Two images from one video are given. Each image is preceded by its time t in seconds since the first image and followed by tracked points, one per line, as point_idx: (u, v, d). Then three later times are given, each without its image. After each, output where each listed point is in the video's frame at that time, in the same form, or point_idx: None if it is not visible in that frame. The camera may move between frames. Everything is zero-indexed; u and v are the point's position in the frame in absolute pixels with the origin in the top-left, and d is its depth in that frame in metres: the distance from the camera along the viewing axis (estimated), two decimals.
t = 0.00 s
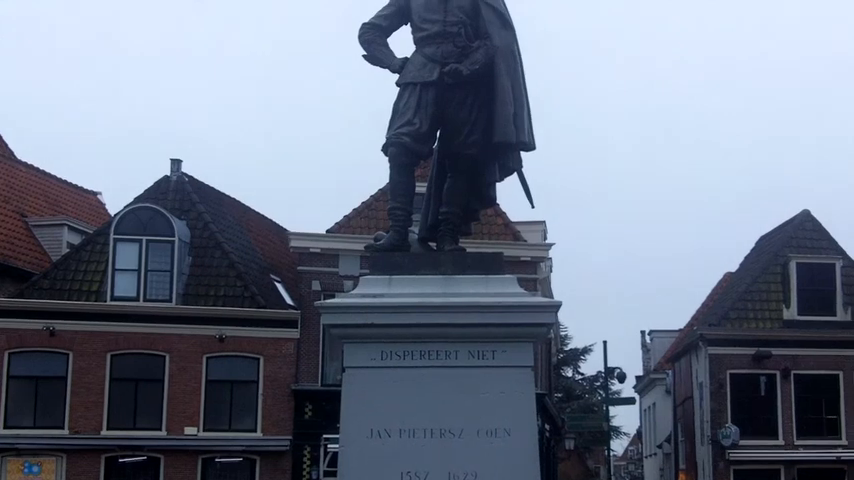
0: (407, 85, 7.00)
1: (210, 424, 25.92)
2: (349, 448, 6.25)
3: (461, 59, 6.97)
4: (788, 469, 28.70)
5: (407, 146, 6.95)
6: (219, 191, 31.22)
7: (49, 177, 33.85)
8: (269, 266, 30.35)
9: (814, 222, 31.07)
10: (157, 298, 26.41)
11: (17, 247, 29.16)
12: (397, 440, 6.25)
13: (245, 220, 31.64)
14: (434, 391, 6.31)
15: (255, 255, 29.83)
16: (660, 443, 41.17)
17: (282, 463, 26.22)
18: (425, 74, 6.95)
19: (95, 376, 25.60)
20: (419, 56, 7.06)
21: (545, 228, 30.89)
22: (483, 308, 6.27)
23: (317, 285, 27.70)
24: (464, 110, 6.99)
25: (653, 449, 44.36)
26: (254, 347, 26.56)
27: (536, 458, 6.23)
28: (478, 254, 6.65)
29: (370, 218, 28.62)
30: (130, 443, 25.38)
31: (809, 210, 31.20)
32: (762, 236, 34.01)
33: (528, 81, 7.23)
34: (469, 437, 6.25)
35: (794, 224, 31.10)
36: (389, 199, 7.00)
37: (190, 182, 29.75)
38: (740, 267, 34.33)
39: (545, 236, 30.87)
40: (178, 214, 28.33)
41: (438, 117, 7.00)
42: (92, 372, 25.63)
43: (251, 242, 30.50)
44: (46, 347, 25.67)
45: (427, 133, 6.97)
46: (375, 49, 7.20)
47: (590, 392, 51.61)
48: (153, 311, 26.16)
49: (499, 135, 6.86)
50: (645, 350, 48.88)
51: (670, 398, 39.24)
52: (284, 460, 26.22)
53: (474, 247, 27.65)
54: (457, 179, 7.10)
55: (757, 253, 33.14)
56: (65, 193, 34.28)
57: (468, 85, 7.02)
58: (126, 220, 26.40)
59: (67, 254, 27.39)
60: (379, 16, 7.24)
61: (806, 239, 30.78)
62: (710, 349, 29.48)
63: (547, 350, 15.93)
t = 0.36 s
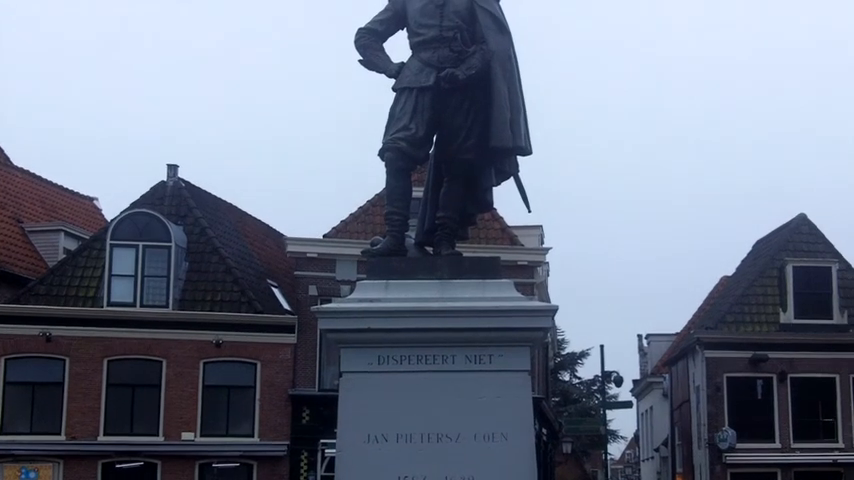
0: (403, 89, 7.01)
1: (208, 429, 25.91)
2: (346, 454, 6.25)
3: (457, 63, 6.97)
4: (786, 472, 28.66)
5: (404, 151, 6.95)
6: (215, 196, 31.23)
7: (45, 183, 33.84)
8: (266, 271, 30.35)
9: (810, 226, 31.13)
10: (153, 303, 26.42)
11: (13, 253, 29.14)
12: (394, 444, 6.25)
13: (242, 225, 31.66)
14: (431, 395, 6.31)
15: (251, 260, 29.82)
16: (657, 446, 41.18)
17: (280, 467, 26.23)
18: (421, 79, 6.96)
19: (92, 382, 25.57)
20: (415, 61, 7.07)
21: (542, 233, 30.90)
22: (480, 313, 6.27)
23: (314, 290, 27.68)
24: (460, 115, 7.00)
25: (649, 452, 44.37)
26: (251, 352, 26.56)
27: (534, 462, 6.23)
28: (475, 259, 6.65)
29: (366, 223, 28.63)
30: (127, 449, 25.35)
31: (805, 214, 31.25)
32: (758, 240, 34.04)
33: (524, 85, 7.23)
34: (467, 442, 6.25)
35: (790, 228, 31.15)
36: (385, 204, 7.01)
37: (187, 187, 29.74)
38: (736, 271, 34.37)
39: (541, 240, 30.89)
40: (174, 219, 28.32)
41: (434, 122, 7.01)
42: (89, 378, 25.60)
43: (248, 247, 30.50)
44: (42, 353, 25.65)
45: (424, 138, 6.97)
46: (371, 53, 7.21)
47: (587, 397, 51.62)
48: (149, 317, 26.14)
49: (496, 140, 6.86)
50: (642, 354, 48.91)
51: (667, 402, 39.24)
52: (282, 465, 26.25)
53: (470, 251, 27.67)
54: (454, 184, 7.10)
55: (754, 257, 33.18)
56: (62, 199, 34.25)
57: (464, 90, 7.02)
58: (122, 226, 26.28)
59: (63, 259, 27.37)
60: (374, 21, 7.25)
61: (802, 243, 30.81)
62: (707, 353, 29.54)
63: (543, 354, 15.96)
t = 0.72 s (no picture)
0: (396, 94, 7.00)
1: (200, 435, 25.85)
2: (339, 460, 6.23)
3: (450, 69, 6.96)
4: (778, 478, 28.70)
5: (397, 157, 6.94)
6: (207, 201, 31.19)
7: (38, 189, 33.80)
8: (259, 277, 30.32)
9: (802, 232, 31.17)
10: (146, 310, 26.36)
11: (6, 259, 29.09)
12: (386, 451, 6.24)
13: (235, 231, 31.63)
14: (423, 401, 6.30)
15: (244, 265, 29.79)
16: (650, 451, 41.21)
17: (272, 473, 26.17)
18: (414, 83, 6.95)
19: (84, 388, 25.52)
20: (408, 66, 7.06)
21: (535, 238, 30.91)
22: (472, 318, 6.27)
23: (307, 296, 27.70)
24: (453, 120, 6.99)
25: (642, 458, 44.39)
26: (244, 358, 26.53)
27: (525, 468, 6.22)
28: (467, 264, 6.65)
29: (359, 229, 28.59)
30: (119, 455, 25.30)
31: (797, 220, 31.27)
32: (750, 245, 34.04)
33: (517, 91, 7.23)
34: (460, 448, 6.24)
35: (782, 234, 31.17)
36: (378, 209, 6.99)
37: (179, 193, 29.70)
38: (729, 276, 34.40)
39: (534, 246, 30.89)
40: (167, 225, 28.28)
41: (427, 127, 7.00)
42: (81, 384, 25.55)
43: (240, 253, 30.45)
44: (34, 359, 25.58)
45: (416, 143, 6.97)
46: (365, 58, 7.20)
47: (580, 402, 51.64)
48: (141, 323, 26.10)
49: (489, 145, 6.86)
50: (635, 360, 48.95)
51: (660, 408, 39.27)
52: (275, 472, 26.18)
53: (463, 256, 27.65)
54: (446, 190, 7.10)
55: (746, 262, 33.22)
56: (54, 204, 34.18)
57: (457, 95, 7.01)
58: (114, 232, 26.31)
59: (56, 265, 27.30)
60: (367, 26, 7.24)
61: (795, 248, 30.85)
62: (700, 358, 29.44)
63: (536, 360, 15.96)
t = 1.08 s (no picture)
0: (388, 101, 6.98)
1: (191, 443, 25.80)
2: (331, 467, 6.21)
3: (441, 76, 6.95)
4: None
5: (389, 163, 6.93)
6: (199, 208, 31.13)
7: (29, 196, 33.76)
8: (251, 284, 30.27)
9: (793, 239, 31.19)
10: (137, 316, 26.28)
11: None
12: (377, 458, 6.21)
13: (226, 238, 31.59)
14: (415, 408, 6.28)
15: (235, 272, 29.75)
16: (642, 459, 41.19)
17: None
18: (406, 90, 6.94)
19: (74, 395, 25.44)
20: (400, 73, 7.05)
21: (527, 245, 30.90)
22: (464, 326, 6.24)
23: (298, 303, 27.57)
24: (445, 127, 6.97)
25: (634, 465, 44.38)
26: (236, 365, 26.46)
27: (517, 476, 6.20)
28: (459, 271, 6.62)
29: (351, 235, 28.56)
30: (109, 463, 25.25)
31: (788, 227, 31.29)
32: (742, 253, 34.06)
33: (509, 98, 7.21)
34: (451, 456, 6.22)
35: (773, 241, 31.18)
36: (371, 216, 6.97)
37: (171, 200, 29.65)
38: (720, 283, 34.42)
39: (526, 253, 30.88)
40: (158, 232, 28.21)
41: (419, 134, 6.98)
42: (72, 391, 25.47)
43: (232, 260, 30.41)
44: (25, 367, 25.53)
45: (408, 150, 6.95)
46: (357, 65, 7.18)
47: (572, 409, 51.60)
48: (132, 330, 26.04)
49: (480, 151, 6.84)
50: (627, 367, 48.95)
51: (651, 415, 39.28)
52: None
53: (455, 263, 27.64)
54: (438, 196, 7.08)
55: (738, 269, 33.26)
56: (46, 211, 34.12)
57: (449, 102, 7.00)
58: (106, 238, 26.30)
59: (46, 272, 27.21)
60: (359, 33, 7.22)
61: (787, 255, 30.85)
62: (691, 366, 29.43)
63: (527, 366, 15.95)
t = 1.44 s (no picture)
0: (380, 108, 6.97)
1: (183, 450, 25.74)
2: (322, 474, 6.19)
3: (434, 82, 6.94)
4: None
5: (381, 170, 6.91)
6: (190, 214, 31.09)
7: (21, 203, 33.71)
8: (242, 290, 30.23)
9: (785, 246, 31.21)
10: (129, 324, 26.21)
11: None
12: (369, 465, 6.19)
13: (218, 245, 31.55)
14: (407, 415, 6.26)
15: (227, 279, 29.72)
16: (634, 466, 41.20)
17: None
18: (398, 97, 6.93)
19: (66, 402, 25.37)
20: (392, 79, 7.04)
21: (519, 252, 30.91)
22: (457, 332, 6.23)
23: (290, 310, 27.58)
24: (437, 134, 6.97)
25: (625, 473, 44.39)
26: (227, 372, 26.41)
27: None
28: (450, 277, 6.61)
29: (342, 242, 28.55)
30: (100, 470, 25.20)
31: (779, 234, 31.31)
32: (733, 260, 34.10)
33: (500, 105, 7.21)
34: (443, 463, 6.20)
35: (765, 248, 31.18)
36: (363, 223, 6.95)
37: (162, 206, 29.61)
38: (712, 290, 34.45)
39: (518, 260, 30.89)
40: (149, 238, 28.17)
41: (411, 141, 6.97)
42: (63, 399, 25.39)
43: (224, 266, 30.38)
44: (15, 374, 25.41)
45: (400, 157, 6.94)
46: (349, 72, 7.16)
47: (563, 417, 51.59)
48: (123, 337, 25.94)
49: (472, 158, 6.83)
50: (619, 374, 48.97)
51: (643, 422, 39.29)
52: None
53: (446, 270, 27.65)
54: (430, 203, 7.07)
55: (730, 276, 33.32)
56: (37, 218, 34.07)
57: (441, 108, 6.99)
58: (97, 245, 26.20)
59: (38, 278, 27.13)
60: (352, 40, 7.20)
61: (778, 262, 30.84)
62: (683, 373, 29.52)
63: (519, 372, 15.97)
